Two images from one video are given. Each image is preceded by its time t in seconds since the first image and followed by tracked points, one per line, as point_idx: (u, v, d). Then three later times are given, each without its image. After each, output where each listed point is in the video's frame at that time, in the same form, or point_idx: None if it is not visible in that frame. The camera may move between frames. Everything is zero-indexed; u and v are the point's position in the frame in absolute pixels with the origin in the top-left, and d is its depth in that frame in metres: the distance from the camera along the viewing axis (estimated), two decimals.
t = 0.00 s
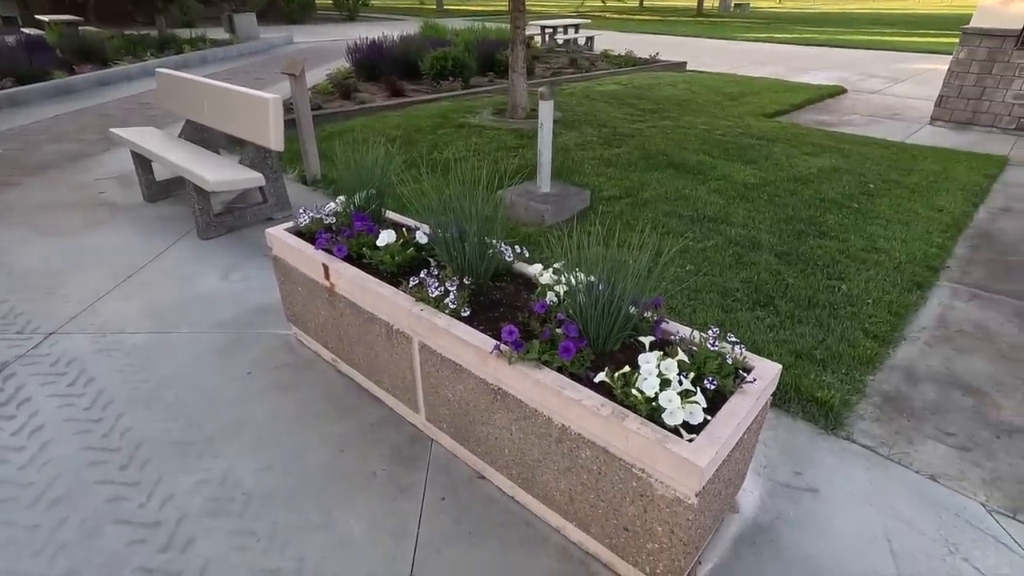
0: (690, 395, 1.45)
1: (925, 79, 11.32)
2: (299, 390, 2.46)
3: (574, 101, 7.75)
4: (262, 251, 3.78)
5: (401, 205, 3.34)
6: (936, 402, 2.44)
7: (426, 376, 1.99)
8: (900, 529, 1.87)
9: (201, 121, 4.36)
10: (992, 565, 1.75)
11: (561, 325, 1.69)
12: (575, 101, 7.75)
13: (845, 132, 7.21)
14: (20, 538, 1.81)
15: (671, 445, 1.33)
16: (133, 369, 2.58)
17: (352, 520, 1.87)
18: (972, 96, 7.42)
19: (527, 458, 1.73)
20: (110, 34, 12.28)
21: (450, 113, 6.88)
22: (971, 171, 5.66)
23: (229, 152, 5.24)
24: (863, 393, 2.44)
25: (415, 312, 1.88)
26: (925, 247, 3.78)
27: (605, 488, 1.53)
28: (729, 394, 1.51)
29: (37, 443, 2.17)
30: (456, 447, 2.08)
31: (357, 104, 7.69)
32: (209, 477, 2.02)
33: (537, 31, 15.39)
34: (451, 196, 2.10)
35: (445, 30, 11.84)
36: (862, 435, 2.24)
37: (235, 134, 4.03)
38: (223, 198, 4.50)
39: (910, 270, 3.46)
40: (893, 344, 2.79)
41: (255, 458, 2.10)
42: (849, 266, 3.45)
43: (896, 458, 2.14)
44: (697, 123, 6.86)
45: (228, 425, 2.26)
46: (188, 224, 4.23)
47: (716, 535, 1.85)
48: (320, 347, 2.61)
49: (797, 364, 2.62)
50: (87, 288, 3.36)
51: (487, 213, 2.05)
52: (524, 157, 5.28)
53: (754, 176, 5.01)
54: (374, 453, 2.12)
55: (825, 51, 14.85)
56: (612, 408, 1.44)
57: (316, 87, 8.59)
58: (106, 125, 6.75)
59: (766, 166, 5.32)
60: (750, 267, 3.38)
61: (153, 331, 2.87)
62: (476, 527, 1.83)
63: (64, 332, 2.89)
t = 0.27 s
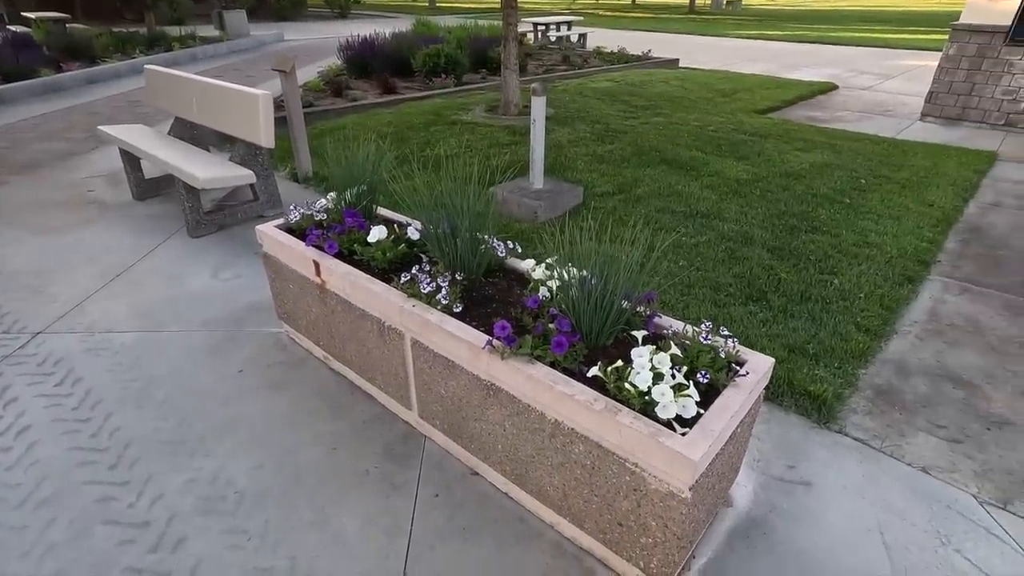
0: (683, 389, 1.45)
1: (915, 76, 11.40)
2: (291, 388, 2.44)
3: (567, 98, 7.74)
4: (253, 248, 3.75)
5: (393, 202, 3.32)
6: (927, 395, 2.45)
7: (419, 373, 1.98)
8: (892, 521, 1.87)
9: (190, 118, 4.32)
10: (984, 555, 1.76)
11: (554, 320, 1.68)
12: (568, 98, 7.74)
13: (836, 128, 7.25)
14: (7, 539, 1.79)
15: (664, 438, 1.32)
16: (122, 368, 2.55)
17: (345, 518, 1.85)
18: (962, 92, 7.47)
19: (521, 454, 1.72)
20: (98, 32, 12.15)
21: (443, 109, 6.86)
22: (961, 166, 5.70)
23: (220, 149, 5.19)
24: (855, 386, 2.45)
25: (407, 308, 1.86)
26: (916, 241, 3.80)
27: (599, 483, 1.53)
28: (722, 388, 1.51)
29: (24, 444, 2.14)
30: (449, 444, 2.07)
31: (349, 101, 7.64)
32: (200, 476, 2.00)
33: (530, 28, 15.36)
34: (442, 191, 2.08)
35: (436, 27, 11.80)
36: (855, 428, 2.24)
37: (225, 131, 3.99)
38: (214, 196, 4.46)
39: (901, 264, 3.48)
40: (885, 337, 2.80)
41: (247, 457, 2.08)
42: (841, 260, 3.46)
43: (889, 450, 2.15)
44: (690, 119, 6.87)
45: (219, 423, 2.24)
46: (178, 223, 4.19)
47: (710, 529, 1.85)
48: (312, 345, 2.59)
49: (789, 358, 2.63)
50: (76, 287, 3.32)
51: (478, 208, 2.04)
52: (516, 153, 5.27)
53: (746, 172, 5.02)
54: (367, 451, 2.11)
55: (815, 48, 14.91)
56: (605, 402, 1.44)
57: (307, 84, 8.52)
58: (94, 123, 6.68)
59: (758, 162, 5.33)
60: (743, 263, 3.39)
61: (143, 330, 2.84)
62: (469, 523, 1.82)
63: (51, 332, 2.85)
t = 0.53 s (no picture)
0: (680, 385, 1.43)
1: (907, 73, 11.44)
2: (283, 387, 2.41)
3: (561, 95, 7.71)
4: (245, 247, 3.71)
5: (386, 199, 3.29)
6: (923, 390, 2.45)
7: (413, 372, 1.96)
8: (889, 517, 1.87)
9: (180, 115, 4.27)
10: (981, 550, 1.76)
11: (549, 316, 1.66)
12: (562, 95, 7.72)
13: (830, 125, 7.25)
14: None
15: (661, 435, 1.31)
16: (112, 369, 2.52)
17: (338, 518, 1.83)
18: (954, 88, 7.50)
19: (516, 452, 1.70)
20: (88, 29, 12.03)
21: (436, 107, 6.82)
22: (954, 162, 5.72)
23: (211, 147, 5.14)
24: (851, 382, 2.44)
25: (400, 305, 1.84)
26: (910, 237, 3.81)
27: (595, 482, 1.51)
28: (719, 384, 1.49)
29: (11, 446, 2.11)
30: (444, 443, 2.04)
31: (342, 99, 7.59)
32: (191, 477, 1.97)
33: (524, 26, 15.33)
34: (435, 187, 2.06)
35: (430, 25, 11.74)
36: (851, 424, 2.24)
37: (215, 128, 3.95)
38: (205, 194, 4.41)
39: (896, 260, 3.48)
40: (880, 333, 2.80)
41: (238, 458, 2.05)
42: (836, 256, 3.46)
43: (885, 446, 2.14)
44: (684, 116, 6.86)
45: (210, 423, 2.21)
46: (169, 221, 4.14)
47: (708, 526, 1.84)
48: (305, 344, 2.56)
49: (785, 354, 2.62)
50: (65, 287, 3.27)
51: (472, 204, 2.01)
52: (511, 151, 5.25)
53: (740, 168, 5.01)
54: (361, 450, 2.08)
55: (808, 45, 14.95)
56: (601, 399, 1.42)
57: (300, 81, 8.46)
58: (83, 122, 6.60)
59: (752, 159, 5.33)
60: (738, 259, 3.38)
61: (133, 330, 2.81)
62: (465, 522, 1.80)
63: (39, 332, 2.81)
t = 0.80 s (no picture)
0: (683, 388, 1.41)
1: (900, 71, 11.49)
2: (280, 389, 2.39)
3: (557, 94, 7.70)
4: (240, 248, 3.68)
5: (382, 199, 3.26)
6: (921, 389, 2.45)
7: (411, 374, 1.94)
8: (890, 516, 1.86)
9: (173, 115, 4.23)
10: (981, 550, 1.76)
11: (549, 319, 1.65)
12: (558, 94, 7.70)
13: (825, 123, 7.27)
14: None
15: (663, 439, 1.30)
16: (105, 372, 2.49)
17: (336, 522, 1.81)
18: (948, 86, 7.53)
19: (516, 455, 1.69)
20: (79, 27, 11.92)
21: (432, 106, 6.79)
22: (949, 160, 5.74)
23: (204, 146, 5.10)
24: (850, 382, 2.44)
25: (398, 307, 1.82)
26: (907, 235, 3.81)
27: (596, 485, 1.50)
28: (721, 386, 1.48)
29: (3, 451, 2.08)
30: (443, 445, 2.03)
31: (336, 97, 7.55)
32: (187, 482, 1.95)
33: (518, 24, 15.29)
34: (433, 187, 2.04)
35: (425, 23, 11.70)
36: (850, 424, 2.24)
37: (209, 128, 3.91)
38: (199, 194, 4.38)
39: (893, 259, 3.48)
40: (878, 332, 2.80)
41: (234, 462, 2.03)
42: (833, 255, 3.46)
43: (885, 446, 2.14)
44: (680, 114, 6.86)
45: (205, 427, 2.18)
46: (163, 222, 4.10)
47: (709, 528, 1.83)
48: (301, 346, 2.54)
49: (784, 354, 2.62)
50: (57, 289, 3.23)
51: (470, 205, 2.00)
52: (507, 150, 5.23)
53: (737, 167, 5.01)
54: (358, 454, 2.06)
55: (802, 43, 14.99)
56: (602, 402, 1.41)
57: (294, 80, 8.41)
58: (75, 121, 6.53)
59: (748, 157, 5.33)
60: (736, 258, 3.37)
61: (127, 332, 2.78)
62: (464, 526, 1.79)
63: (31, 335, 2.77)
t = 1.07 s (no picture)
0: (693, 391, 1.41)
1: (894, 69, 11.53)
2: (281, 392, 2.37)
3: (553, 92, 7.68)
4: (237, 249, 3.64)
5: (382, 200, 3.24)
6: (923, 388, 2.45)
7: (415, 377, 1.93)
8: (896, 516, 1.86)
9: (168, 115, 4.18)
10: (987, 549, 1.76)
11: (555, 321, 1.64)
12: (554, 92, 7.68)
13: (821, 121, 7.28)
14: None
15: (674, 443, 1.29)
16: (102, 376, 2.46)
17: (340, 528, 1.79)
18: (943, 84, 7.56)
19: (522, 458, 1.68)
20: (69, 26, 11.79)
21: (428, 105, 6.76)
22: (945, 158, 5.76)
23: (199, 146, 5.05)
24: (852, 381, 2.44)
25: (402, 310, 1.80)
26: (905, 233, 3.82)
27: (604, 488, 1.49)
28: (730, 388, 1.47)
29: None
30: (447, 448, 2.01)
31: (331, 96, 7.50)
32: (188, 487, 1.93)
33: (513, 22, 15.25)
34: (436, 188, 2.02)
35: (420, 21, 11.65)
36: (854, 423, 2.23)
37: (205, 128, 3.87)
38: (194, 195, 4.33)
39: (892, 257, 3.49)
40: (879, 330, 2.80)
41: (236, 466, 2.01)
42: (833, 253, 3.46)
43: (888, 445, 2.14)
44: (677, 113, 6.86)
45: (206, 431, 2.16)
46: (158, 222, 4.06)
47: (716, 530, 1.82)
48: (301, 348, 2.52)
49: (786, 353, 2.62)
50: (51, 291, 3.19)
51: (473, 206, 1.98)
52: (504, 149, 5.21)
53: (734, 165, 5.02)
54: (361, 457, 2.05)
55: (796, 41, 15.02)
56: (611, 405, 1.39)
57: (289, 79, 8.36)
58: (67, 121, 6.46)
59: (746, 156, 5.33)
60: (736, 257, 3.37)
61: (124, 335, 2.74)
62: (470, 530, 1.78)
63: (26, 339, 2.73)
